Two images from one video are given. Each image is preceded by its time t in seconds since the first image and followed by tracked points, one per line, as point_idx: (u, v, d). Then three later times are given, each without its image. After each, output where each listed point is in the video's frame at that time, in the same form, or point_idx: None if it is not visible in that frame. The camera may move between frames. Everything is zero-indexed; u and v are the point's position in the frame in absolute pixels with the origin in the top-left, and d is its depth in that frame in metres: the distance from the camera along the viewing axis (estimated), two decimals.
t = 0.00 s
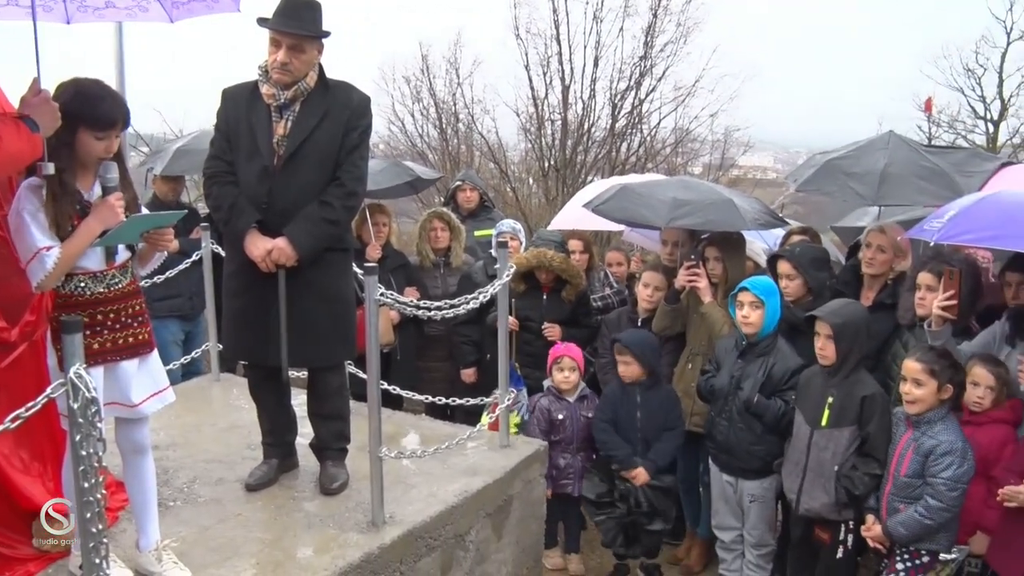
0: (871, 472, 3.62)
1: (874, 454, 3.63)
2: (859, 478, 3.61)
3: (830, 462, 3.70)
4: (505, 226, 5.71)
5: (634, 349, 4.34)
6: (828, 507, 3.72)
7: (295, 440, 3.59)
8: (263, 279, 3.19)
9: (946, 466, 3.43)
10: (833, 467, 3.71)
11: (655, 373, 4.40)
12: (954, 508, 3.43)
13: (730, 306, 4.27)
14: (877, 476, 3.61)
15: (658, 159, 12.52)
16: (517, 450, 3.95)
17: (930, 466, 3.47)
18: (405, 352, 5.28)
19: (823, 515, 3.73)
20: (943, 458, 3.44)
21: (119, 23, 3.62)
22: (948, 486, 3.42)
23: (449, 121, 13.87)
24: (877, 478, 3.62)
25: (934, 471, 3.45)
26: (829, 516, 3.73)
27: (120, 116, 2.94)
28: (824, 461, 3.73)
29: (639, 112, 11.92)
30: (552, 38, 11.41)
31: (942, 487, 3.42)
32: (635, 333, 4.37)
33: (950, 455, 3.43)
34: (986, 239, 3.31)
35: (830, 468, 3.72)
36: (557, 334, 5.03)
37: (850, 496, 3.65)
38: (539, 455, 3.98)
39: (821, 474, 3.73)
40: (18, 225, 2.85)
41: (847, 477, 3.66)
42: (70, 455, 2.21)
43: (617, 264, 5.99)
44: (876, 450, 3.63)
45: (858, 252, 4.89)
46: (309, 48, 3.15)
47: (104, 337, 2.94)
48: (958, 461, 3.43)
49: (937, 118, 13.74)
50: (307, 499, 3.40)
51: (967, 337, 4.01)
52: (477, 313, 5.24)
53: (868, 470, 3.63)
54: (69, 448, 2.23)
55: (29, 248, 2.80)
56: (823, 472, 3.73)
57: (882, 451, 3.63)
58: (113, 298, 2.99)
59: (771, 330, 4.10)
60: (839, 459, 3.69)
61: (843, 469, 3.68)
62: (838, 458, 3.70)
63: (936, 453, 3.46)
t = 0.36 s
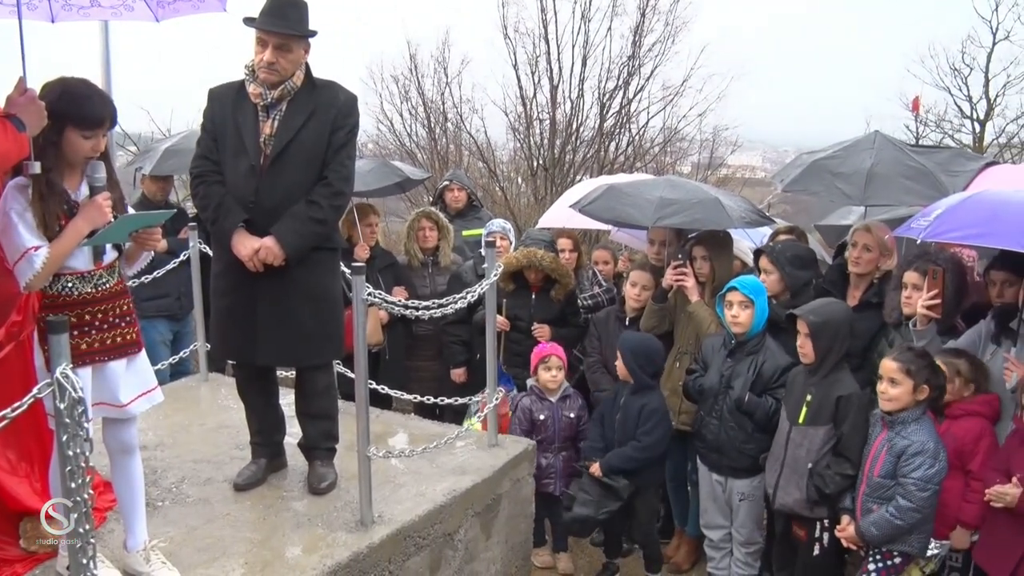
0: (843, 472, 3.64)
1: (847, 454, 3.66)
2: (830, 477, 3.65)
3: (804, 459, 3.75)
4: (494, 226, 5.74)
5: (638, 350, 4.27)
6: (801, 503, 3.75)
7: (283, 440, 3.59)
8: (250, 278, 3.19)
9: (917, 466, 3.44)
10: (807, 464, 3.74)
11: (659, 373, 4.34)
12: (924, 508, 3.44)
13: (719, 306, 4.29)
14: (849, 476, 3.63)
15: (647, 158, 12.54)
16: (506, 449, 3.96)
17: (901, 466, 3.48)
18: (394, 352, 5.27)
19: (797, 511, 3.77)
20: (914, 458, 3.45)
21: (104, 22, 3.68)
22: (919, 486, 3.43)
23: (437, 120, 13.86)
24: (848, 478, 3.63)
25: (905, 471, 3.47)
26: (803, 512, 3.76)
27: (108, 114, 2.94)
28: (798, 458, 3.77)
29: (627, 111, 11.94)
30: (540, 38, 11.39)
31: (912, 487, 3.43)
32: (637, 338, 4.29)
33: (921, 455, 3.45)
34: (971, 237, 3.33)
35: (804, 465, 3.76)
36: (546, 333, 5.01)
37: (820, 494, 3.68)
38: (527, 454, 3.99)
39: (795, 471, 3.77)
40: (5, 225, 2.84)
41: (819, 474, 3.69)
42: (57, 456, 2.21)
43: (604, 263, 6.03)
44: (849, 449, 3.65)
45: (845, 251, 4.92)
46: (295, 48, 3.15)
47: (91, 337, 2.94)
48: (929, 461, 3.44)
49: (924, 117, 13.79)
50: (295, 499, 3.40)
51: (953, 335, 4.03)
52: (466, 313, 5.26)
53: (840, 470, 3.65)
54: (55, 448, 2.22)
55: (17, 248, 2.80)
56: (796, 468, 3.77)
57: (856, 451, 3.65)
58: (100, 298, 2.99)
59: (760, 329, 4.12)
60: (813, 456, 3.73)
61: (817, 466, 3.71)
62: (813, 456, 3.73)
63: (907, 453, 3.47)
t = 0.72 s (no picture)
0: (829, 476, 3.64)
1: (833, 459, 3.66)
2: (816, 481, 3.66)
3: (793, 461, 3.75)
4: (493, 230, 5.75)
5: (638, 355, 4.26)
6: (789, 505, 3.76)
7: (280, 443, 3.59)
8: (248, 281, 3.19)
9: (905, 469, 3.43)
10: (795, 466, 3.75)
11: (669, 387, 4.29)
12: (912, 512, 3.43)
13: (716, 309, 4.28)
14: (835, 481, 3.63)
15: (646, 161, 12.54)
16: (503, 453, 3.96)
17: (889, 469, 3.47)
18: (393, 355, 5.29)
19: (786, 512, 3.77)
20: (901, 461, 3.44)
21: (101, 23, 3.72)
22: (906, 489, 3.42)
23: (436, 123, 13.86)
24: (835, 482, 3.63)
25: (892, 475, 3.46)
26: (792, 514, 3.77)
27: (106, 117, 2.94)
28: (787, 459, 3.78)
29: (626, 114, 11.94)
30: (539, 41, 11.39)
31: (899, 491, 3.42)
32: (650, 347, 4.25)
33: (908, 459, 3.44)
34: (968, 240, 3.33)
35: (793, 466, 3.76)
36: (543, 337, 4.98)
37: (807, 497, 3.70)
38: (526, 458, 3.99)
39: (785, 473, 3.78)
40: (4, 228, 2.84)
41: (806, 477, 3.70)
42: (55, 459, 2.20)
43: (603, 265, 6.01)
44: (836, 454, 3.65)
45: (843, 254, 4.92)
46: (293, 51, 3.16)
47: (89, 340, 2.94)
48: (916, 464, 3.43)
49: (923, 119, 13.78)
50: (293, 502, 3.40)
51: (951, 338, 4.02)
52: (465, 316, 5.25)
53: (826, 474, 3.65)
54: (53, 451, 2.22)
55: (15, 252, 2.80)
56: (785, 470, 3.78)
57: (842, 455, 3.64)
58: (98, 301, 2.99)
59: (759, 332, 4.12)
60: (801, 458, 3.73)
61: (805, 469, 3.72)
62: (801, 458, 3.74)
63: (895, 456, 3.46)
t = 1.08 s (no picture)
0: (840, 481, 3.63)
1: (842, 463, 3.64)
2: (827, 487, 3.64)
3: (801, 469, 3.74)
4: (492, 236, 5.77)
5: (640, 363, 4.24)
6: (798, 513, 3.75)
7: (280, 450, 3.59)
8: (247, 288, 3.20)
9: (920, 474, 3.44)
10: (803, 473, 3.74)
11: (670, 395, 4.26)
12: (931, 515, 3.43)
13: (716, 316, 4.29)
14: (846, 485, 3.62)
15: (646, 167, 12.55)
16: (503, 459, 3.95)
17: (904, 475, 3.48)
18: (392, 362, 5.36)
19: (795, 521, 3.76)
20: (916, 466, 3.45)
21: (100, 31, 3.74)
22: (924, 493, 3.43)
23: (436, 130, 13.88)
24: (845, 488, 3.62)
25: (908, 480, 3.46)
26: (801, 522, 3.76)
27: (105, 125, 2.96)
28: (795, 468, 3.77)
29: (626, 121, 11.95)
30: (539, 48, 11.41)
31: (917, 495, 3.43)
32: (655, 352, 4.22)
33: (923, 463, 3.45)
34: (965, 247, 3.33)
35: (801, 475, 3.75)
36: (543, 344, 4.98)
37: (818, 503, 3.68)
38: (525, 464, 3.98)
39: (792, 480, 3.77)
40: (3, 235, 2.85)
41: (816, 484, 3.68)
42: (54, 466, 2.20)
43: (603, 271, 6.05)
44: (844, 458, 3.64)
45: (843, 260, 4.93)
46: (292, 59, 3.17)
47: (88, 346, 2.94)
48: (931, 468, 3.44)
49: (923, 125, 13.78)
50: (292, 509, 3.39)
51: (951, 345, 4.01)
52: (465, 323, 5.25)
53: (837, 479, 3.64)
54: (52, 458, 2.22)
55: (14, 259, 2.80)
56: (794, 479, 3.77)
57: (851, 460, 3.64)
58: (98, 308, 3.00)
59: (758, 338, 4.12)
60: (809, 466, 3.72)
61: (813, 476, 3.70)
62: (809, 465, 3.73)
63: (909, 461, 3.47)
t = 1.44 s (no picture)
0: (858, 485, 3.60)
1: (861, 466, 3.62)
2: (847, 492, 3.60)
3: (818, 475, 3.72)
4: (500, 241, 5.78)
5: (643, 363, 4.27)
6: (817, 520, 3.72)
7: (288, 455, 3.59)
8: (257, 293, 3.21)
9: (932, 477, 3.42)
10: (820, 480, 3.71)
11: (674, 395, 4.28)
12: (943, 519, 3.41)
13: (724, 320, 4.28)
14: (865, 489, 3.59)
15: (654, 172, 12.56)
16: (512, 464, 3.95)
17: (916, 478, 3.46)
18: (401, 366, 5.31)
19: (813, 527, 3.73)
20: (928, 470, 3.43)
21: (108, 37, 3.72)
22: (935, 497, 3.40)
23: (444, 136, 13.91)
24: (864, 491, 3.59)
25: (920, 483, 3.44)
26: (818, 528, 3.73)
27: (114, 130, 2.97)
28: (812, 474, 3.74)
29: (634, 126, 11.95)
30: (546, 53, 11.44)
31: (928, 499, 3.40)
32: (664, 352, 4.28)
33: (934, 467, 3.42)
34: (973, 253, 3.31)
35: (818, 481, 3.72)
36: (551, 349, 4.99)
37: (837, 509, 3.64)
38: (534, 469, 3.97)
39: (810, 487, 3.74)
40: (12, 240, 2.86)
41: (834, 489, 3.65)
42: (63, 469, 2.20)
43: (614, 277, 6.01)
44: (862, 461, 3.62)
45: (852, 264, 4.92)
46: (301, 64, 3.17)
47: (98, 351, 2.95)
48: (943, 472, 3.41)
49: (932, 130, 13.76)
50: (300, 513, 3.39)
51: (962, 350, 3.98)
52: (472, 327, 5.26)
53: (856, 483, 3.61)
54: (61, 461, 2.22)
55: (24, 263, 2.81)
56: (812, 485, 3.73)
57: (868, 463, 3.61)
58: (108, 312, 3.01)
59: (764, 343, 4.12)
60: (826, 471, 3.70)
61: (830, 482, 3.68)
62: (826, 471, 3.70)
63: (921, 465, 3.45)
